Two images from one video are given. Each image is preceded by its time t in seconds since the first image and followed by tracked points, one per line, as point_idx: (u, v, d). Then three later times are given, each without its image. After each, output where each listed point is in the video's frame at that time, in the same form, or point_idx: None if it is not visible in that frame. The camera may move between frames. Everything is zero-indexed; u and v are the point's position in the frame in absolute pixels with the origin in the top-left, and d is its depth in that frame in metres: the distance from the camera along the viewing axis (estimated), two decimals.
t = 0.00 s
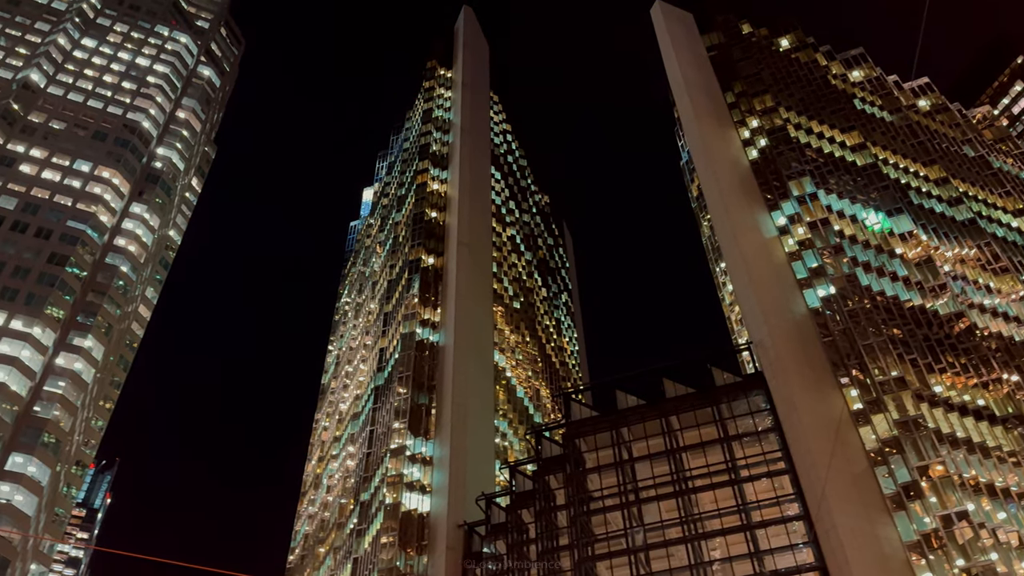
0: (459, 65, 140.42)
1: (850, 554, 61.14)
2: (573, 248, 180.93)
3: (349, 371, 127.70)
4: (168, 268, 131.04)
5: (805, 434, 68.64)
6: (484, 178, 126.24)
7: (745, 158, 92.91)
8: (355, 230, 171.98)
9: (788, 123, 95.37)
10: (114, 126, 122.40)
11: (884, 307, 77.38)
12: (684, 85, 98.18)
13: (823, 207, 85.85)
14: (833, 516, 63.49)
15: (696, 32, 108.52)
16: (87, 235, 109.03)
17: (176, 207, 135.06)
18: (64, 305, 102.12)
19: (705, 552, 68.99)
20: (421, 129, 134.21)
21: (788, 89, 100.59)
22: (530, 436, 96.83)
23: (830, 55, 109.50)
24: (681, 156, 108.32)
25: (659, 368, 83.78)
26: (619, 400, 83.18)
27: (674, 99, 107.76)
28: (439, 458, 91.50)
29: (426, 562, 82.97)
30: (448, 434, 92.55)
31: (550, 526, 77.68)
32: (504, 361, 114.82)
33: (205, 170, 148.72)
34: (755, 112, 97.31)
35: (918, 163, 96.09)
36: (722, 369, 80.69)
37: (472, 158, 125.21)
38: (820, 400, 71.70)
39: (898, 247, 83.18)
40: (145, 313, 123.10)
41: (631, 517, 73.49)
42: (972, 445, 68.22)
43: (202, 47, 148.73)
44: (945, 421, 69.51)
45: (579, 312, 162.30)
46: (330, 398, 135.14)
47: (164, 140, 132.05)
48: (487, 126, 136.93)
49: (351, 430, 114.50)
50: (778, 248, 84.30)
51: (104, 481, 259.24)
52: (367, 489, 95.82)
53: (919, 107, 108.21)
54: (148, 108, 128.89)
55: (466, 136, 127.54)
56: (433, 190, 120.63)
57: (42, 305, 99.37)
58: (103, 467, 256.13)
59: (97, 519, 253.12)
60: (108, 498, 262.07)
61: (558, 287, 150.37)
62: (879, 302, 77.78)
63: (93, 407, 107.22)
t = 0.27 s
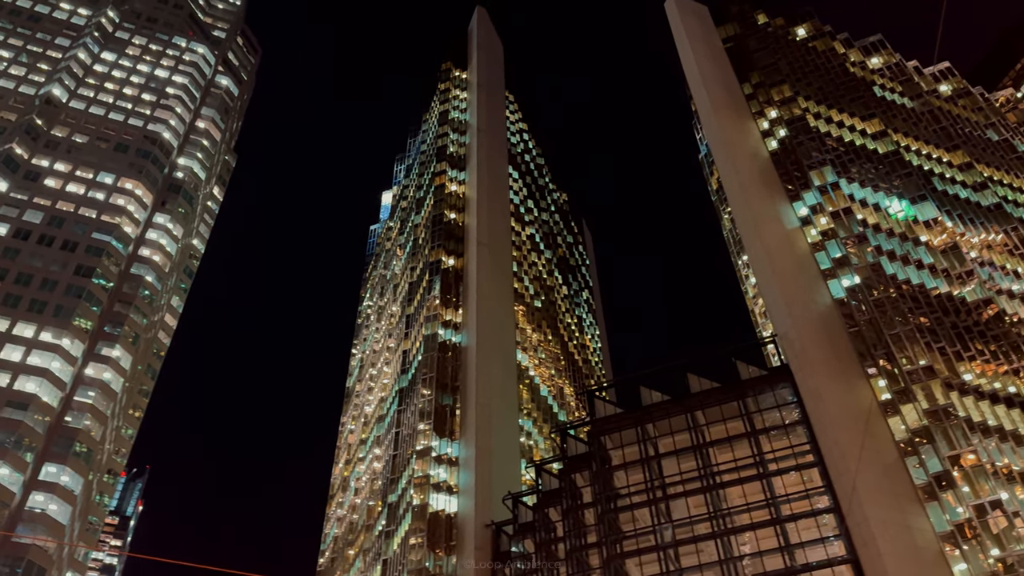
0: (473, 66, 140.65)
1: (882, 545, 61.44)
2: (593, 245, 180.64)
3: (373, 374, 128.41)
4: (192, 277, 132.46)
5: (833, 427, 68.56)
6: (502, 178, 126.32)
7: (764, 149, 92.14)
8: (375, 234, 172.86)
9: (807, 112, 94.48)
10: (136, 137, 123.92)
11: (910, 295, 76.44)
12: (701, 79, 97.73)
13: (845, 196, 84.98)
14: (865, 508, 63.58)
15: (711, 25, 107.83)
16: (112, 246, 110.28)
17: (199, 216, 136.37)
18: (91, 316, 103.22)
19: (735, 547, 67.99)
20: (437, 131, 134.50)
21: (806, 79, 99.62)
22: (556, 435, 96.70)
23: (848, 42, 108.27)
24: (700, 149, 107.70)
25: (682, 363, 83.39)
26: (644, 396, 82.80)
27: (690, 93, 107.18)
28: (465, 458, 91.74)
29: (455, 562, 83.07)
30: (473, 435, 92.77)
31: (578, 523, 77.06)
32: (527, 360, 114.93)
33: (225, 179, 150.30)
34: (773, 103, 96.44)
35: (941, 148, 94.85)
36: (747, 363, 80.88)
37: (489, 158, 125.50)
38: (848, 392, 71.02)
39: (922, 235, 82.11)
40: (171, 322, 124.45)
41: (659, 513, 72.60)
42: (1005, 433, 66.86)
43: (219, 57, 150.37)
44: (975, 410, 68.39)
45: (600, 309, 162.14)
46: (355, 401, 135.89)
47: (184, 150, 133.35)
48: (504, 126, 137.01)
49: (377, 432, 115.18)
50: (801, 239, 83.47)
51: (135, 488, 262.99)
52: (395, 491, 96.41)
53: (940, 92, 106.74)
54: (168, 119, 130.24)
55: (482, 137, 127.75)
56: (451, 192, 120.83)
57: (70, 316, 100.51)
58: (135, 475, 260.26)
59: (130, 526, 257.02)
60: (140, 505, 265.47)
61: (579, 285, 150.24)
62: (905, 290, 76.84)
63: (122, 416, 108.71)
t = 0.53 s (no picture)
0: (490, 66, 140.85)
1: (918, 537, 60.06)
2: (614, 241, 180.10)
3: (399, 376, 129.13)
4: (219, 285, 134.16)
5: (864, 417, 67.22)
6: (521, 177, 126.36)
7: (786, 139, 91.39)
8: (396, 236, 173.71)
9: (828, 100, 93.54)
10: (159, 148, 125.55)
11: (939, 282, 75.37)
12: (720, 70, 97.10)
13: (870, 184, 84.15)
14: (898, 498, 62.28)
15: (728, 15, 107.08)
16: (139, 257, 111.73)
17: (223, 223, 137.93)
18: (121, 326, 104.47)
19: (767, 542, 67.20)
20: (455, 132, 134.86)
21: (826, 67, 98.64)
22: (583, 433, 96.59)
23: (868, 28, 106.80)
24: (720, 141, 107.03)
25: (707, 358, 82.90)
26: (670, 392, 82.20)
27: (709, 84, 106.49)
28: (493, 458, 91.77)
29: (486, 562, 82.71)
30: (500, 435, 92.90)
31: (608, 520, 76.75)
32: (551, 358, 114.80)
33: (247, 186, 152.23)
34: (793, 92, 95.57)
35: (967, 132, 93.12)
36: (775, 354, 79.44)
37: (508, 158, 125.72)
38: (879, 382, 70.18)
39: (950, 221, 80.86)
40: (199, 330, 126.25)
41: (689, 508, 72.08)
42: None
43: (239, 66, 152.34)
44: (1010, 396, 66.88)
45: (624, 305, 161.78)
46: (382, 404, 136.52)
47: (207, 160, 135.57)
48: (522, 126, 137.10)
49: (405, 434, 115.87)
50: (826, 229, 82.82)
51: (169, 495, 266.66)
52: (424, 492, 96.78)
53: (963, 75, 105.02)
54: (190, 129, 131.72)
55: (501, 137, 127.95)
56: (471, 192, 121.12)
57: (100, 327, 101.76)
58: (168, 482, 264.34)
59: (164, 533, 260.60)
60: (173, 511, 269.28)
61: (602, 281, 149.97)
62: (933, 277, 75.83)
63: (154, 424, 110.55)
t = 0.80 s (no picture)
0: (506, 65, 141.10)
1: (954, 524, 59.45)
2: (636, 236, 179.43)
3: (425, 377, 129.88)
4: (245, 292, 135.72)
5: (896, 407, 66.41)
6: (541, 175, 126.49)
7: (808, 127, 90.52)
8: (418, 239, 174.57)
9: (849, 87, 92.65)
10: (182, 159, 127.20)
11: (969, 268, 73.87)
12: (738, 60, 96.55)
13: (894, 170, 83.10)
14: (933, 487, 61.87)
15: (745, 4, 106.35)
16: (166, 267, 113.20)
17: (248, 231, 139.90)
18: (151, 335, 105.82)
19: (801, 534, 66.42)
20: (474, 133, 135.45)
21: (847, 53, 97.63)
22: (611, 429, 96.39)
23: (888, 12, 105.07)
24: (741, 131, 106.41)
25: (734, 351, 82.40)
26: (698, 386, 81.07)
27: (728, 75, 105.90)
28: (521, 458, 91.82)
29: (517, 560, 83.32)
30: (527, 433, 92.87)
31: (639, 517, 75.62)
32: (576, 356, 114.54)
33: (270, 194, 154.67)
34: (814, 80, 94.68)
35: (992, 115, 90.07)
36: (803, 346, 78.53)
37: (527, 156, 125.93)
38: (910, 370, 69.17)
39: (978, 205, 79.10)
40: (227, 337, 128.02)
41: (721, 503, 71.06)
42: None
43: (257, 74, 154.57)
44: None
45: (647, 300, 161.16)
46: (409, 406, 137.08)
47: (230, 168, 137.47)
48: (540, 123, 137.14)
49: (432, 435, 116.64)
50: (851, 217, 81.70)
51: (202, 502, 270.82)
52: (454, 493, 97.12)
53: (987, 57, 103.09)
54: (212, 139, 133.30)
55: (519, 136, 128.17)
56: (491, 192, 121.46)
57: (130, 337, 103.14)
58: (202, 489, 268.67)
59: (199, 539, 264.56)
60: (207, 517, 272.97)
61: (625, 277, 149.59)
62: (963, 263, 74.38)
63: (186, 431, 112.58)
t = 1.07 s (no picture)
0: (524, 64, 141.31)
1: (993, 511, 58.03)
2: (660, 231, 178.70)
3: (452, 378, 130.48)
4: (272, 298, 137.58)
5: (931, 395, 65.42)
6: (562, 172, 126.44)
7: (831, 115, 89.72)
8: (441, 240, 175.36)
9: (873, 72, 91.43)
10: (207, 169, 128.90)
11: (1001, 251, 72.37)
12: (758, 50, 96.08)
13: (921, 155, 81.84)
14: (970, 474, 60.56)
15: None
16: (194, 276, 114.63)
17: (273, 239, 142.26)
18: (181, 344, 107.28)
19: (837, 526, 64.68)
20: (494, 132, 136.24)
21: (869, 38, 96.13)
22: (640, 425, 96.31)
23: None
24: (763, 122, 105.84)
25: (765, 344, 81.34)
26: (727, 379, 80.29)
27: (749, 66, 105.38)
28: (551, 456, 92.17)
29: (550, 558, 83.36)
30: (556, 432, 92.97)
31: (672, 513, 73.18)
32: (603, 352, 114.15)
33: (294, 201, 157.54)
34: (836, 67, 93.75)
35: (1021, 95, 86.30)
36: (834, 337, 77.44)
37: (547, 154, 125.84)
38: (944, 357, 68.18)
39: (1008, 187, 77.17)
40: (258, 343, 129.94)
41: (754, 497, 69.26)
42: None
43: (277, 82, 156.98)
44: None
45: (673, 294, 160.47)
46: (437, 407, 137.59)
47: (255, 177, 139.67)
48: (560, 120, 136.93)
49: (462, 435, 117.24)
50: (878, 204, 80.84)
51: (237, 508, 275.15)
52: (485, 492, 97.47)
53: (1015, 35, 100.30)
54: (235, 148, 135.02)
55: (538, 134, 128.18)
56: (512, 192, 121.86)
57: (162, 347, 104.60)
58: (236, 495, 273.45)
59: (234, 544, 268.41)
60: (242, 522, 276.42)
61: (649, 272, 149.15)
62: (994, 247, 72.77)
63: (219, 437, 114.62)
